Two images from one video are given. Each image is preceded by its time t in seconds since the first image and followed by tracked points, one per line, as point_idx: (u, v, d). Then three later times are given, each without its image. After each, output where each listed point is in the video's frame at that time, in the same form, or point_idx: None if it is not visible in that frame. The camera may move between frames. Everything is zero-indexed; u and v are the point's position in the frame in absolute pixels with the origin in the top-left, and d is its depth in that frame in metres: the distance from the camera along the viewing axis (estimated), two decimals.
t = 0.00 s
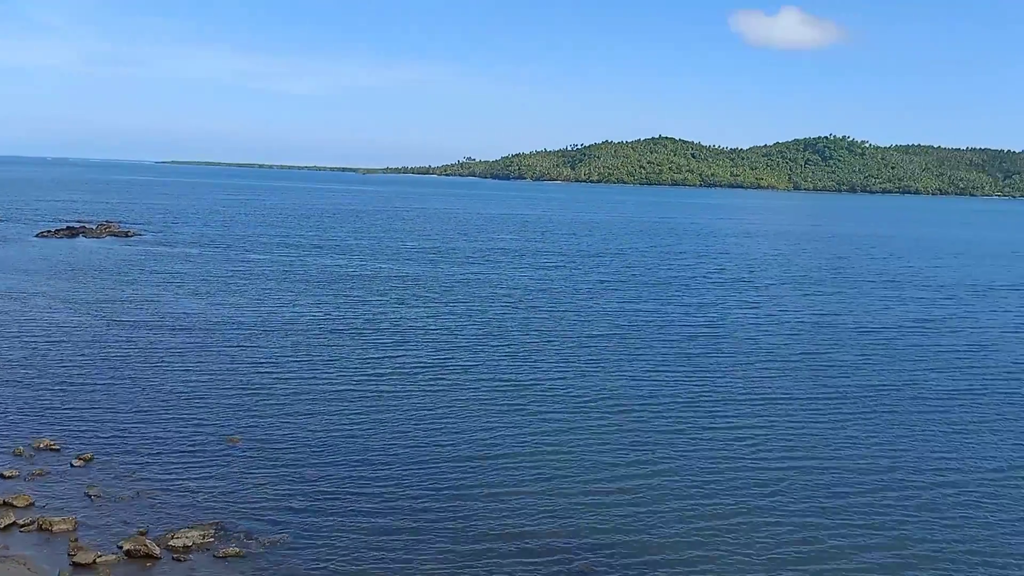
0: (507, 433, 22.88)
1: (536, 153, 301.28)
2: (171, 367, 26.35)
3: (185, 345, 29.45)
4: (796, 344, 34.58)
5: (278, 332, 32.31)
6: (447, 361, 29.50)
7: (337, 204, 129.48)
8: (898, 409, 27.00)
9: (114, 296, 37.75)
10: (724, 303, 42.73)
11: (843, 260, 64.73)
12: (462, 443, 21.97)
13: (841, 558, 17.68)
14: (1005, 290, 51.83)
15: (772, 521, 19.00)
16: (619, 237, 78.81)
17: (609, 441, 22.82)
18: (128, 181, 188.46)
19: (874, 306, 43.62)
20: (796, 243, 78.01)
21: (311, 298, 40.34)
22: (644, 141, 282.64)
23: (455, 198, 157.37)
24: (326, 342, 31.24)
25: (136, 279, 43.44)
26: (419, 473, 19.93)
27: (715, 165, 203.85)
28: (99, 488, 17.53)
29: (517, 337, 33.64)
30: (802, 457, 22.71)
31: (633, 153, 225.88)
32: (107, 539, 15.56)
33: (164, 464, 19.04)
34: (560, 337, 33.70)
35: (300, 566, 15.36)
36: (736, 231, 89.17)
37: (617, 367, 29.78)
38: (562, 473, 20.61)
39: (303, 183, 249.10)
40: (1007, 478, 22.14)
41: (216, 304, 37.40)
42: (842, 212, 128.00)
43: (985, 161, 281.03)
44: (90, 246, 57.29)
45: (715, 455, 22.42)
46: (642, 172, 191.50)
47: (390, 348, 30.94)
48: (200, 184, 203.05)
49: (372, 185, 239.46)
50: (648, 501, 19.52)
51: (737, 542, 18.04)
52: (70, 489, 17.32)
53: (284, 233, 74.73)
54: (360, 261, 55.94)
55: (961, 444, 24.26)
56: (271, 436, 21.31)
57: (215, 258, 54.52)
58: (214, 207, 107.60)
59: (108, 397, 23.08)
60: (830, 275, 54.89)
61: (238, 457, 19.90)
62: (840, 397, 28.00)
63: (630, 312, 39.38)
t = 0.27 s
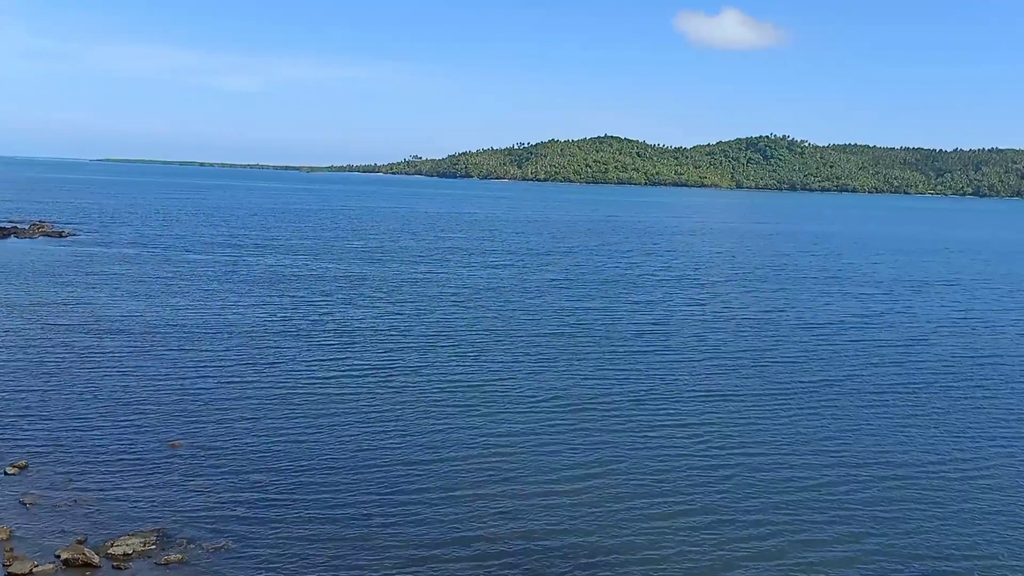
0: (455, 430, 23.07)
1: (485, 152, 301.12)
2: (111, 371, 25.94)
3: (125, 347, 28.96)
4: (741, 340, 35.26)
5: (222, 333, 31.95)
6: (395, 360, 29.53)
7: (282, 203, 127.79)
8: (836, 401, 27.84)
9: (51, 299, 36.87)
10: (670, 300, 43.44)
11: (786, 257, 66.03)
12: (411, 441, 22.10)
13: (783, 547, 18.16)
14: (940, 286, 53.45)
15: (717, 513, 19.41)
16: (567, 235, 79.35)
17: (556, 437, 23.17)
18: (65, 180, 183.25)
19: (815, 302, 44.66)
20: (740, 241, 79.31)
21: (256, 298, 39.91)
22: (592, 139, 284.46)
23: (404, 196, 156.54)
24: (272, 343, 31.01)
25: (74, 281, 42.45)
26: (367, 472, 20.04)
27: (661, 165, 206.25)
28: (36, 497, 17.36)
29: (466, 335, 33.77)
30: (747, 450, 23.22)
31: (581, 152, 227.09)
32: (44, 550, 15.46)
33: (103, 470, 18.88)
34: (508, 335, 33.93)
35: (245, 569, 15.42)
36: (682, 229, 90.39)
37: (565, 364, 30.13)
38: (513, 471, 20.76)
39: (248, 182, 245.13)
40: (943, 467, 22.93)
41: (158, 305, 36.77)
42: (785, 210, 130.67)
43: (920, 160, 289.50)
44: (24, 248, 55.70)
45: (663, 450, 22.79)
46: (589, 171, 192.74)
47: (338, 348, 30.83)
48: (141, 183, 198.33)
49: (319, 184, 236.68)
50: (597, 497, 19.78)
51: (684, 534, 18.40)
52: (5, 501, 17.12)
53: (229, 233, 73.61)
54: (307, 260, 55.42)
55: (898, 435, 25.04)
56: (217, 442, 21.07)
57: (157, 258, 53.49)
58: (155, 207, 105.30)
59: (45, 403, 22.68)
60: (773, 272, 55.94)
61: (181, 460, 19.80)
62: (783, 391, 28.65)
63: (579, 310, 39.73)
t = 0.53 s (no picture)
0: (407, 430, 23.04)
1: (439, 151, 299.95)
2: (51, 373, 25.32)
3: (66, 348, 28.27)
4: (692, 338, 35.72)
5: (167, 334, 31.37)
6: (347, 360, 29.32)
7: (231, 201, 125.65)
8: (784, 397, 28.41)
9: None
10: (622, 298, 43.81)
11: (735, 256, 66.91)
12: (362, 442, 22.02)
13: (734, 541, 18.44)
14: (884, 283, 54.72)
15: (671, 509, 19.64)
16: (520, 234, 79.40)
17: (509, 435, 23.28)
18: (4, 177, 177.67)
19: (765, 300, 45.39)
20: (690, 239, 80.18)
21: (203, 298, 39.23)
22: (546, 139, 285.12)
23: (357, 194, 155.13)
24: (220, 343, 30.54)
25: (12, 281, 41.23)
26: (318, 473, 19.95)
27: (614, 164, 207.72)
28: None
29: (419, 334, 33.66)
30: (699, 447, 23.49)
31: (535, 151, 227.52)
32: None
33: (44, 474, 18.54)
34: (461, 334, 33.90)
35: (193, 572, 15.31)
36: (634, 228, 91.12)
37: (518, 363, 30.23)
38: (467, 472, 20.74)
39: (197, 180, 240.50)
40: (889, 462, 23.47)
41: (100, 306, 35.93)
42: (735, 209, 132.50)
43: (865, 161, 296.11)
44: None
45: (618, 448, 22.97)
46: (542, 169, 193.06)
47: (288, 348, 30.50)
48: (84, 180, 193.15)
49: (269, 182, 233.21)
50: (551, 495, 19.93)
51: (636, 530, 18.64)
52: None
53: (176, 232, 72.14)
54: (257, 260, 54.60)
55: (845, 430, 25.63)
56: (164, 447, 20.69)
57: (99, 257, 52.20)
58: (99, 205, 102.69)
59: None
60: (722, 271, 56.60)
61: (125, 464, 19.51)
62: (735, 389, 29.05)
63: (532, 308, 39.85)
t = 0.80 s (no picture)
0: (360, 432, 22.92)
1: (395, 149, 297.95)
2: None
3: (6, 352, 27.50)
4: (646, 336, 36.04)
5: (113, 336, 30.69)
6: (299, 361, 29.01)
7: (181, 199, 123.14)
8: (736, 394, 28.82)
9: None
10: (577, 297, 44.00)
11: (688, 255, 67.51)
12: (314, 444, 21.84)
13: (688, 538, 18.69)
14: (833, 282, 55.78)
15: (625, 508, 19.83)
16: (475, 233, 79.16)
17: (462, 436, 23.28)
18: None
19: (718, 299, 45.99)
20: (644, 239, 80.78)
21: (150, 299, 38.41)
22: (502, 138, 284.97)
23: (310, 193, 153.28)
24: (167, 345, 29.95)
25: None
26: (269, 476, 19.78)
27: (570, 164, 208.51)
28: None
29: (372, 334, 33.43)
30: (654, 446, 23.75)
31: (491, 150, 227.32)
32: None
33: None
34: (415, 335, 33.74)
35: None
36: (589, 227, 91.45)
37: (473, 362, 30.20)
38: (423, 474, 20.69)
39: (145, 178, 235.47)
40: (838, 458, 23.96)
41: (42, 307, 34.97)
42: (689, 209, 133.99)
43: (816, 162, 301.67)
44: None
45: (573, 448, 23.12)
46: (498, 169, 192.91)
47: (238, 349, 30.06)
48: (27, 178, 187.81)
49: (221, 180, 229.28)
50: (505, 495, 20.02)
51: (590, 528, 18.81)
52: None
53: (122, 231, 70.47)
54: (206, 259, 53.61)
55: (795, 427, 26.11)
56: (111, 452, 20.33)
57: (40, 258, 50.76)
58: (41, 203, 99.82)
59: None
60: (676, 270, 57.06)
61: (68, 471, 19.17)
62: (688, 387, 29.40)
63: (487, 308, 39.81)
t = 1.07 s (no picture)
0: (321, 434, 22.79)
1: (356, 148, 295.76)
2: None
3: None
4: (608, 335, 36.27)
5: (65, 337, 30.07)
6: (259, 362, 28.72)
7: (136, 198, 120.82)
8: (697, 393, 29.15)
9: None
10: (539, 296, 44.11)
11: (650, 254, 67.94)
12: (274, 446, 21.67)
13: (652, 538, 18.83)
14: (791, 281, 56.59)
15: (589, 507, 19.97)
16: (437, 233, 78.82)
17: (424, 437, 23.26)
18: None
19: (679, 298, 46.42)
20: (607, 238, 81.22)
21: (104, 299, 37.67)
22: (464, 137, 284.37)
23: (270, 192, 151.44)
24: (122, 347, 29.43)
25: None
26: (227, 480, 19.61)
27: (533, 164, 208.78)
28: None
29: (333, 335, 33.18)
30: (617, 445, 23.91)
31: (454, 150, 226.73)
32: None
33: None
34: (376, 335, 33.56)
35: None
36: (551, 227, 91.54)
37: (435, 363, 30.15)
38: (386, 476, 20.62)
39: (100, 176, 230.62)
40: (796, 455, 24.38)
41: None
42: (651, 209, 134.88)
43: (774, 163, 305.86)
44: None
45: (537, 448, 23.19)
46: (461, 168, 192.45)
47: (196, 350, 29.67)
48: None
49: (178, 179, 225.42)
50: (467, 496, 20.08)
51: (551, 527, 18.96)
52: None
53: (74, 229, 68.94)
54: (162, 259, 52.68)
55: (754, 425, 26.50)
56: (64, 457, 20.02)
57: None
58: None
59: None
60: (637, 270, 57.38)
61: (20, 476, 18.86)
62: (651, 386, 29.65)
63: (449, 308, 39.73)
